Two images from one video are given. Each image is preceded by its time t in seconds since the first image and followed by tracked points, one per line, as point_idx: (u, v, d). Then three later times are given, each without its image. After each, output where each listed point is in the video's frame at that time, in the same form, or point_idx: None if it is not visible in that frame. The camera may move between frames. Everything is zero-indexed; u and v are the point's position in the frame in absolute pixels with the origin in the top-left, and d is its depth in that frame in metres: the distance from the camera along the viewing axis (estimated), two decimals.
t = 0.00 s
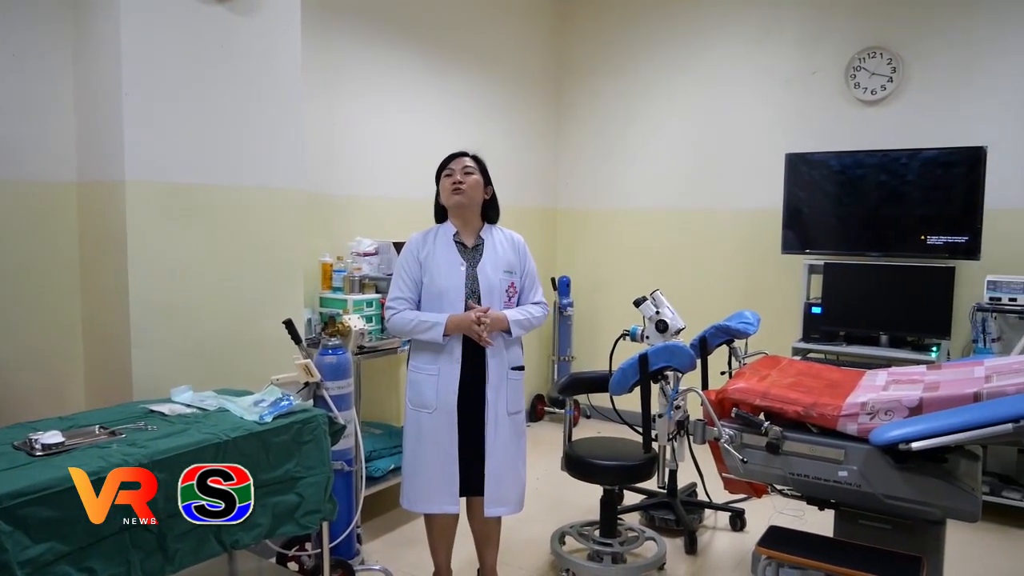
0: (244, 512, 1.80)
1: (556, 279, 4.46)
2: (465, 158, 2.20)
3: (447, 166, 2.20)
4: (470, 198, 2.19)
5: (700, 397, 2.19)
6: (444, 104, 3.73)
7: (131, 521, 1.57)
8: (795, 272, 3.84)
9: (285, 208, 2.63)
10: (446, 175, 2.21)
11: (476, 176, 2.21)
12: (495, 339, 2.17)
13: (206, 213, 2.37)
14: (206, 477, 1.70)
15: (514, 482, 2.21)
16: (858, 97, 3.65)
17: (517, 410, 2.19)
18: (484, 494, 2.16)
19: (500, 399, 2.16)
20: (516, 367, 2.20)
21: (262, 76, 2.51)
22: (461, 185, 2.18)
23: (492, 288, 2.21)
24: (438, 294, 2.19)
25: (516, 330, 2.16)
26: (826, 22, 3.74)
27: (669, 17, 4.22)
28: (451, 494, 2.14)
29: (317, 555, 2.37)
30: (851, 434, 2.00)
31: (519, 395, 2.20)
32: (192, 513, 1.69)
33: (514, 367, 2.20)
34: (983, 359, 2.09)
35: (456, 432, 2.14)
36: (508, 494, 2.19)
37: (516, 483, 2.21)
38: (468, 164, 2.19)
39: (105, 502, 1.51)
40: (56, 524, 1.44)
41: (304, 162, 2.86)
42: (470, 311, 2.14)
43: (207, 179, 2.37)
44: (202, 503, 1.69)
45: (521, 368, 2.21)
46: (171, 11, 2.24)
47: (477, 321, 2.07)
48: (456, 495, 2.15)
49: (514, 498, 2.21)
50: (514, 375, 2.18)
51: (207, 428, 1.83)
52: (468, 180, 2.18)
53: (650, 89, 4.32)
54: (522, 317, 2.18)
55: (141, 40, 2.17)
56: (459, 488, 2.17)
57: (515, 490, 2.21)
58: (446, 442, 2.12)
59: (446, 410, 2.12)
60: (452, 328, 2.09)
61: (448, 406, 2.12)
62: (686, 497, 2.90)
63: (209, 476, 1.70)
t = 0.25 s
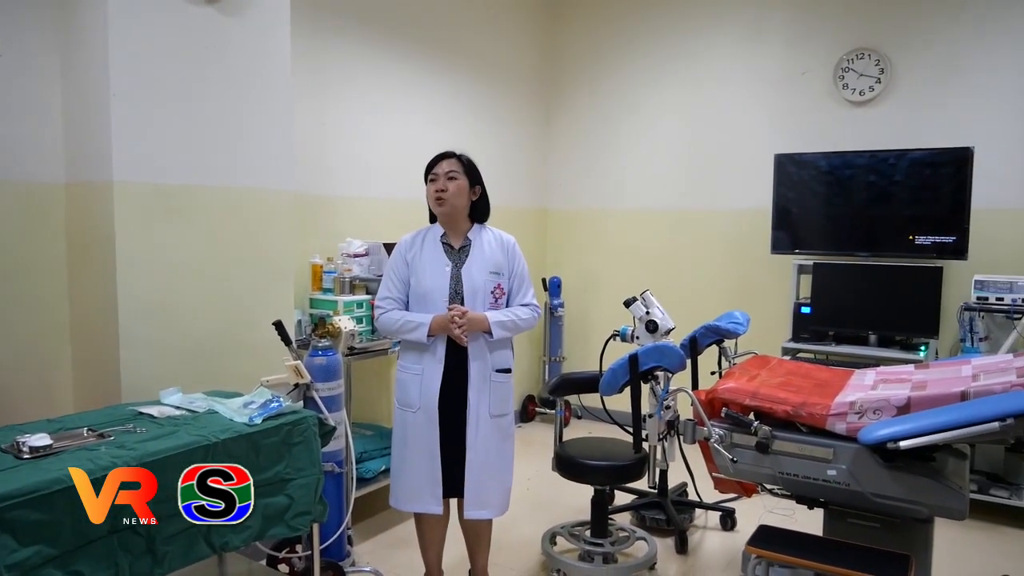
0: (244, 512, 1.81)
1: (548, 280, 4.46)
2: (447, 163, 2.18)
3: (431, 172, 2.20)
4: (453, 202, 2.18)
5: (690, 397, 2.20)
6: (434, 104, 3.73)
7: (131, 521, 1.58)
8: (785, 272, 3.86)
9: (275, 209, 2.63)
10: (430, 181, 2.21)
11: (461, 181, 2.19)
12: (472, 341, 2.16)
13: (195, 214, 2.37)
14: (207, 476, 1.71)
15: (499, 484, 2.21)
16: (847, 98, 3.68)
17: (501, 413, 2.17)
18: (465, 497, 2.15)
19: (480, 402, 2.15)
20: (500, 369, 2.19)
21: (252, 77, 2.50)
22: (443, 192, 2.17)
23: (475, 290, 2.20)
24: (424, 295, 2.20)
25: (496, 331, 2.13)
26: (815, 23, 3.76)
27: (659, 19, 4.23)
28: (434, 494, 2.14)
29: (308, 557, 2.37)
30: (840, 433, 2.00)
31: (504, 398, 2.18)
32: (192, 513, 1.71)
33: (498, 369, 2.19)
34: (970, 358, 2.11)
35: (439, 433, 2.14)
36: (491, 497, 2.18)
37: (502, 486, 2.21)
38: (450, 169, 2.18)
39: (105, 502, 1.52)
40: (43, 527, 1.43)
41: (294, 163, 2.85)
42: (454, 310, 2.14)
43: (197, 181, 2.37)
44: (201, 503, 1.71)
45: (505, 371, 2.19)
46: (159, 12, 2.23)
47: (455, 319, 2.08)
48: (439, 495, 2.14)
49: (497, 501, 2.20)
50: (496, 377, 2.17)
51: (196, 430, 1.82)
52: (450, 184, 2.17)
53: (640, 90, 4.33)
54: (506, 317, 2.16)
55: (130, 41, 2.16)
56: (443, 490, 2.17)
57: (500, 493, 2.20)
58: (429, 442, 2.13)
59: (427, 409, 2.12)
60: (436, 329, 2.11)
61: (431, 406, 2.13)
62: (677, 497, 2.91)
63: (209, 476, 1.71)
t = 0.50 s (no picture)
0: (244, 512, 1.82)
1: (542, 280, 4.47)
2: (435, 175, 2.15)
3: (420, 183, 2.18)
4: (443, 215, 2.17)
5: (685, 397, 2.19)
6: (427, 105, 3.73)
7: (131, 521, 1.59)
8: (778, 272, 3.87)
9: (268, 211, 2.63)
10: (419, 192, 2.19)
11: (450, 192, 2.17)
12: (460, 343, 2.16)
13: (188, 216, 2.36)
14: (206, 476, 1.72)
15: (490, 486, 2.20)
16: (839, 99, 3.69)
17: (489, 415, 2.17)
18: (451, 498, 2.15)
19: (467, 404, 2.15)
20: (487, 371, 2.18)
21: (244, 78, 2.50)
22: (433, 207, 2.15)
23: (463, 291, 2.20)
24: (414, 296, 2.21)
25: (482, 333, 2.13)
26: (807, 24, 3.78)
27: (652, 19, 4.24)
28: (420, 494, 2.14)
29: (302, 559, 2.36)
30: (833, 433, 2.01)
31: (494, 400, 2.17)
32: (192, 513, 1.71)
33: (486, 371, 2.18)
34: (963, 358, 2.11)
35: (425, 434, 2.14)
36: (478, 498, 2.17)
37: (492, 487, 2.21)
38: (438, 181, 2.15)
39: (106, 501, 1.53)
40: (36, 530, 1.43)
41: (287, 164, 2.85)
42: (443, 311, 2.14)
43: (189, 182, 2.36)
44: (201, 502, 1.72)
45: (493, 373, 2.19)
46: (151, 13, 2.23)
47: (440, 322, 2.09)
48: (425, 496, 2.14)
49: (483, 503, 2.19)
50: (483, 379, 2.16)
51: (189, 432, 1.81)
52: (439, 198, 2.15)
53: (634, 90, 4.34)
54: (493, 319, 2.15)
55: (121, 43, 2.15)
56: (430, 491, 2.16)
57: (489, 494, 2.19)
58: (417, 443, 2.13)
59: (414, 409, 2.13)
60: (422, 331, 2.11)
61: (419, 407, 2.13)
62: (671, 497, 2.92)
63: (209, 476, 1.72)
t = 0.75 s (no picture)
0: (244, 512, 1.83)
1: (540, 281, 4.47)
2: (432, 176, 2.16)
3: (416, 184, 2.18)
4: (440, 216, 2.17)
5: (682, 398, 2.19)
6: (424, 106, 3.73)
7: (131, 521, 1.59)
8: (776, 272, 3.88)
9: (265, 212, 2.63)
10: (415, 193, 2.19)
11: (448, 194, 2.17)
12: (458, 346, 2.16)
13: (186, 217, 2.37)
14: (206, 476, 1.73)
15: (488, 486, 2.21)
16: (836, 99, 3.69)
17: (488, 415, 2.18)
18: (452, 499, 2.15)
19: (467, 405, 2.15)
20: (484, 373, 2.18)
21: (240, 78, 2.50)
22: (431, 208, 2.16)
23: (459, 293, 2.20)
24: (410, 299, 2.21)
25: (479, 335, 2.13)
26: (803, 25, 3.79)
27: (650, 20, 4.24)
28: (415, 495, 2.15)
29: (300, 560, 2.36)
30: (830, 433, 2.01)
31: (492, 400, 2.18)
32: (192, 513, 1.72)
33: (484, 373, 2.18)
34: (959, 357, 2.11)
35: (421, 435, 2.14)
36: (479, 498, 2.18)
37: (491, 487, 2.21)
38: (436, 182, 2.16)
39: (106, 501, 1.53)
40: (33, 531, 1.43)
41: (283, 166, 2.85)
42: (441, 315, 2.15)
43: (187, 184, 2.36)
44: (201, 502, 1.72)
45: (492, 374, 2.19)
46: (147, 14, 2.22)
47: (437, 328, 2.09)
48: (419, 498, 2.15)
49: (484, 503, 2.20)
50: (482, 381, 2.17)
51: (186, 434, 1.81)
52: (437, 199, 2.16)
53: (631, 91, 4.34)
54: (490, 321, 2.16)
55: (117, 44, 2.15)
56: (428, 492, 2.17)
57: (486, 494, 2.20)
58: (414, 445, 2.13)
59: (411, 412, 2.12)
60: (419, 337, 2.11)
61: (415, 409, 2.13)
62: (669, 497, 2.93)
63: (209, 476, 1.73)
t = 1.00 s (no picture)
0: (244, 512, 1.82)
1: (539, 281, 4.47)
2: (451, 171, 2.18)
3: (432, 177, 2.17)
4: (454, 212, 2.20)
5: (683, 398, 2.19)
6: (424, 106, 3.73)
7: (131, 521, 1.59)
8: (775, 272, 3.88)
9: (265, 212, 2.63)
10: (430, 185, 2.18)
11: (461, 191, 2.22)
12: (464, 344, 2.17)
13: (185, 218, 2.36)
14: (206, 476, 1.72)
15: (492, 484, 2.22)
16: (835, 99, 3.69)
17: (492, 413, 2.19)
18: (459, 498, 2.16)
19: (473, 404, 2.16)
20: (489, 371, 2.20)
21: (239, 78, 2.50)
22: (447, 202, 2.17)
23: (463, 292, 2.22)
24: (412, 301, 2.19)
25: (488, 335, 2.16)
26: (803, 25, 3.79)
27: (649, 20, 4.24)
28: (425, 497, 2.14)
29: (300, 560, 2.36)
30: (830, 433, 2.01)
31: (495, 398, 2.20)
32: (192, 513, 1.71)
33: (488, 371, 2.20)
34: (960, 357, 2.11)
35: (431, 436, 2.13)
36: (484, 496, 2.19)
37: (493, 486, 2.22)
38: (454, 178, 2.18)
39: (106, 502, 1.53)
40: (33, 532, 1.42)
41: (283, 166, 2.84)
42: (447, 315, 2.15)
43: (187, 184, 2.36)
44: (200, 502, 1.72)
45: (495, 372, 2.21)
46: (146, 14, 2.22)
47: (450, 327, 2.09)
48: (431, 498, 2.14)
49: (489, 501, 2.21)
50: (487, 379, 2.18)
51: (187, 434, 1.81)
52: (454, 195, 2.18)
53: (631, 91, 4.34)
54: (494, 320, 2.19)
55: (117, 44, 2.15)
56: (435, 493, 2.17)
57: (491, 491, 2.22)
58: (423, 446, 2.12)
59: (420, 413, 2.11)
60: (429, 335, 2.10)
61: (423, 411, 2.12)
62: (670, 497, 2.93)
63: (209, 477, 1.72)
